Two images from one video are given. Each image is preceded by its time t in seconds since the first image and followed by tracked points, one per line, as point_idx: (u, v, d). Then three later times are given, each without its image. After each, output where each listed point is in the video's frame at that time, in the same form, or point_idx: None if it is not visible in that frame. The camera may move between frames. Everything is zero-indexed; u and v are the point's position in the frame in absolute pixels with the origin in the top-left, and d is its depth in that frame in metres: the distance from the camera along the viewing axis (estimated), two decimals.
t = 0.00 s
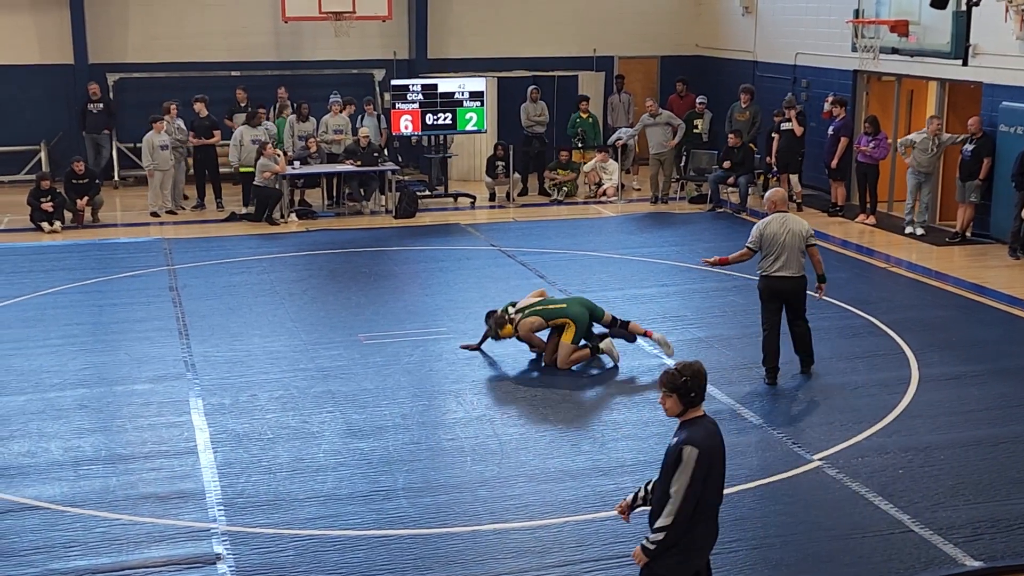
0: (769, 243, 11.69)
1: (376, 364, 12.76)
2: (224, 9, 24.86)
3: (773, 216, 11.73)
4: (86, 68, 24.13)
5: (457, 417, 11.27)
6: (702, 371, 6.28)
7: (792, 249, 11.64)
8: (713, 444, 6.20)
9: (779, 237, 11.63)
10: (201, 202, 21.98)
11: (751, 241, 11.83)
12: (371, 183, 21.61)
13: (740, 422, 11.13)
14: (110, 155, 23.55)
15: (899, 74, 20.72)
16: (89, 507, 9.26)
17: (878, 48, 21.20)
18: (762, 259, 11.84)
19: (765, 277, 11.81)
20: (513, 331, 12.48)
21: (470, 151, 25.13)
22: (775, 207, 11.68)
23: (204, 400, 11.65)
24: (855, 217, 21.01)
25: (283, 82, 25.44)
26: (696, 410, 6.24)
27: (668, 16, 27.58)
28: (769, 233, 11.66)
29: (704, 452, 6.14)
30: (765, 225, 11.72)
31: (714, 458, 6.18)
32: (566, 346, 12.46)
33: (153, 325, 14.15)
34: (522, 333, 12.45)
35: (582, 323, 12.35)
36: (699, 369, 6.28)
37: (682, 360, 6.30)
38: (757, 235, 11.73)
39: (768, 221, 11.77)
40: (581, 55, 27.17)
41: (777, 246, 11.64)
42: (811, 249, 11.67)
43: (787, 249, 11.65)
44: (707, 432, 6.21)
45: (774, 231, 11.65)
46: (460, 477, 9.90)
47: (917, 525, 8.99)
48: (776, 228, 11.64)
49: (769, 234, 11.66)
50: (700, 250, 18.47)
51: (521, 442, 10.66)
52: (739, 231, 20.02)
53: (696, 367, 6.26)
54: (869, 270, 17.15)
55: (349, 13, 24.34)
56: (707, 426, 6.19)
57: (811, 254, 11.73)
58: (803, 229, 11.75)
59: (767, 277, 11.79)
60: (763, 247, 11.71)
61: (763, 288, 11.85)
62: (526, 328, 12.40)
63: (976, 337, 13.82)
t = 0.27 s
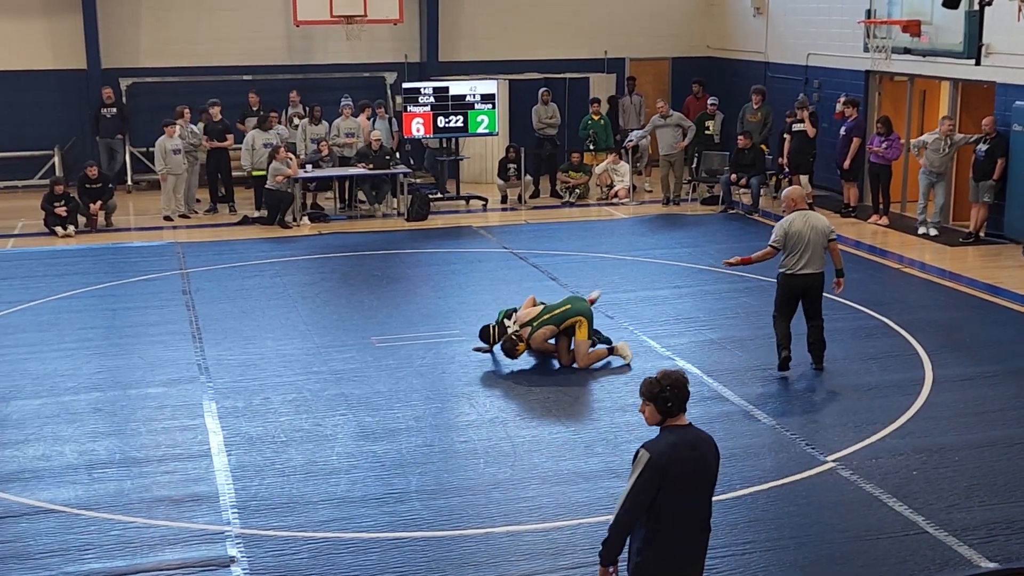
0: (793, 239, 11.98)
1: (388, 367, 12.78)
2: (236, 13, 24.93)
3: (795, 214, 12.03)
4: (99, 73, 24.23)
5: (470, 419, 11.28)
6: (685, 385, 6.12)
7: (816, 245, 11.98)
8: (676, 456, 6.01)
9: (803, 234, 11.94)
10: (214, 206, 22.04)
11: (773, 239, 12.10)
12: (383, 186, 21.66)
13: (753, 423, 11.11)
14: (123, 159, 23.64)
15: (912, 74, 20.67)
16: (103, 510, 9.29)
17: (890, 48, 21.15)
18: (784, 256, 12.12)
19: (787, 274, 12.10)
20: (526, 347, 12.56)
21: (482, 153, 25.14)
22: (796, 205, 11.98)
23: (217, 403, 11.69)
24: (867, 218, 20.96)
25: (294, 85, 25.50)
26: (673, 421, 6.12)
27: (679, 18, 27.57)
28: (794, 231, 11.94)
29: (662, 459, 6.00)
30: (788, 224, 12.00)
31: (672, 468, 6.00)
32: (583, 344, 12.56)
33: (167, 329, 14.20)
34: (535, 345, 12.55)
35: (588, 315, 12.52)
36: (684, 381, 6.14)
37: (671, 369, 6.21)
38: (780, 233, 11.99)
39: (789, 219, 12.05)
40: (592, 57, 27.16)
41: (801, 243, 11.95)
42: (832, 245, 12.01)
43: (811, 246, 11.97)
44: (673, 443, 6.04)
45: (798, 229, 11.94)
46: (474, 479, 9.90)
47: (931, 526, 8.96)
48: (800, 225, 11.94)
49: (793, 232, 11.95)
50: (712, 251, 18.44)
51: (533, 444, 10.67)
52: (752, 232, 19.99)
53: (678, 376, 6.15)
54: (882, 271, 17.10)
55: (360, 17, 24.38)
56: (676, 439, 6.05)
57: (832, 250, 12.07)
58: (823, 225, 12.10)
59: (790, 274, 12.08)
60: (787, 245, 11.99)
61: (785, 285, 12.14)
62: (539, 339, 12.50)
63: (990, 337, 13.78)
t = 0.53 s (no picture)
0: (806, 237, 12.06)
1: (402, 370, 12.79)
2: (248, 17, 25.00)
3: (804, 211, 12.12)
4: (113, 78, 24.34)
5: (483, 422, 11.28)
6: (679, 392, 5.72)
7: (828, 240, 12.13)
8: (652, 461, 5.69)
9: (815, 232, 12.05)
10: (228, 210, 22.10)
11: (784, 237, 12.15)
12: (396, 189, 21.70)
13: (767, 425, 11.09)
14: (137, 164, 23.73)
15: (926, 75, 20.60)
16: (119, 514, 9.32)
17: (903, 49, 21.08)
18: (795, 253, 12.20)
19: (798, 271, 12.21)
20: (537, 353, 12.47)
21: (494, 156, 25.16)
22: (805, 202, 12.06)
23: (232, 406, 11.72)
24: (881, 219, 20.90)
25: (307, 89, 25.55)
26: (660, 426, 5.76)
27: (691, 19, 27.54)
28: (807, 229, 12.03)
29: (636, 466, 5.71)
30: (800, 222, 12.07)
31: (647, 474, 5.68)
32: (590, 342, 12.60)
33: (181, 333, 14.24)
34: (546, 351, 12.46)
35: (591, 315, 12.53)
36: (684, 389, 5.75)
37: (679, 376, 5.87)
38: (794, 232, 12.06)
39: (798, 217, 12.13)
40: (605, 60, 27.16)
41: (814, 241, 12.07)
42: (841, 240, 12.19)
43: (822, 243, 12.10)
44: (652, 449, 5.72)
45: (811, 227, 12.04)
46: (487, 482, 9.90)
47: (947, 528, 8.92)
48: (813, 223, 12.04)
49: (805, 230, 12.04)
50: (725, 253, 18.41)
51: (547, 447, 10.66)
52: (766, 234, 19.95)
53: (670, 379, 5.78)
54: (896, 272, 17.05)
55: (372, 21, 24.42)
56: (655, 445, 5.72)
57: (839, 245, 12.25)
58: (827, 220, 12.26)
59: (801, 271, 12.20)
60: (799, 242, 12.08)
61: (796, 281, 12.26)
62: (550, 344, 12.41)
63: (1005, 338, 13.72)
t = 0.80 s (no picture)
0: (819, 238, 12.07)
1: (414, 374, 12.80)
2: (260, 22, 25.06)
3: (813, 210, 12.16)
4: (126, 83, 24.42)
5: (496, 425, 11.28)
6: (697, 400, 5.66)
7: (838, 240, 12.19)
8: (659, 465, 5.67)
9: (828, 230, 12.10)
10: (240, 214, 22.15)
11: (796, 236, 12.12)
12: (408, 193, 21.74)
13: (780, 428, 11.06)
14: (149, 169, 23.79)
15: (938, 77, 20.55)
16: (132, 518, 9.35)
17: (916, 50, 21.02)
18: (807, 253, 12.18)
19: (812, 270, 12.19)
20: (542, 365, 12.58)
21: (506, 160, 25.17)
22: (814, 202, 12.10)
23: (244, 410, 11.74)
24: (894, 221, 20.84)
25: (319, 93, 25.61)
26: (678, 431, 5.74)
27: (702, 22, 27.52)
28: (821, 227, 12.06)
29: (648, 470, 5.71)
30: (812, 221, 12.09)
31: (653, 477, 5.67)
32: (598, 352, 12.49)
33: (194, 337, 14.28)
34: (552, 362, 12.57)
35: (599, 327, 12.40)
36: (700, 399, 5.67)
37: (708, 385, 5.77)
38: (808, 231, 12.06)
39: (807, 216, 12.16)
40: (616, 63, 27.16)
41: (827, 239, 12.10)
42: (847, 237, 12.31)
43: (833, 241, 12.16)
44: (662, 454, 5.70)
45: (824, 225, 12.08)
46: (500, 486, 9.90)
47: (962, 532, 8.89)
48: (826, 221, 12.09)
49: (819, 228, 12.07)
50: (737, 256, 18.38)
51: (559, 451, 10.66)
52: (778, 236, 19.91)
53: (689, 389, 5.72)
54: (909, 275, 16.99)
55: (384, 25, 24.47)
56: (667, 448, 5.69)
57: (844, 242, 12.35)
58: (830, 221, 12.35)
59: (815, 270, 12.18)
60: (812, 241, 12.08)
61: (810, 281, 12.24)
62: (555, 357, 12.52)
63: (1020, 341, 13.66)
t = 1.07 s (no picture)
0: (842, 237, 12.08)
1: (424, 377, 12.80)
2: (270, 25, 25.11)
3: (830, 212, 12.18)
4: (136, 87, 24.49)
5: (506, 428, 11.28)
6: (732, 410, 5.67)
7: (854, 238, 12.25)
8: (690, 470, 5.72)
9: (849, 230, 12.14)
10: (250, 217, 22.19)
11: (820, 239, 12.08)
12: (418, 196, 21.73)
13: (791, 431, 11.04)
14: (160, 172, 23.81)
15: (948, 79, 20.51)
16: (143, 521, 9.37)
17: (926, 53, 20.98)
18: (832, 255, 12.14)
19: (840, 270, 12.15)
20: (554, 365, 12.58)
21: (515, 163, 25.17)
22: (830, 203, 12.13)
23: (255, 413, 11.76)
24: (905, 223, 20.79)
25: (328, 96, 25.64)
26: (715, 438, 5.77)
27: (712, 25, 27.50)
28: (843, 227, 12.08)
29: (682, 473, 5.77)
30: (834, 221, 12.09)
31: (684, 481, 5.74)
32: (609, 355, 12.48)
33: (205, 340, 14.30)
34: (564, 363, 12.59)
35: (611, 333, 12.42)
36: (736, 409, 5.66)
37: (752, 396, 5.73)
38: (832, 231, 12.04)
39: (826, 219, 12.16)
40: (625, 65, 27.15)
41: (850, 238, 12.13)
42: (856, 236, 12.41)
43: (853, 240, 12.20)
44: (696, 460, 5.73)
45: (845, 225, 12.11)
46: (510, 489, 9.90)
47: (973, 536, 8.86)
48: (846, 222, 12.12)
49: (843, 227, 12.07)
50: (747, 258, 18.36)
51: (570, 454, 10.65)
52: (788, 238, 19.87)
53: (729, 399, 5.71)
54: (920, 277, 16.95)
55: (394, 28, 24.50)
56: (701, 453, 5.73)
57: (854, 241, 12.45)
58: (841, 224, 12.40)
59: (842, 270, 12.15)
60: (837, 242, 12.07)
61: (838, 281, 12.18)
62: (568, 357, 12.54)
63: None
